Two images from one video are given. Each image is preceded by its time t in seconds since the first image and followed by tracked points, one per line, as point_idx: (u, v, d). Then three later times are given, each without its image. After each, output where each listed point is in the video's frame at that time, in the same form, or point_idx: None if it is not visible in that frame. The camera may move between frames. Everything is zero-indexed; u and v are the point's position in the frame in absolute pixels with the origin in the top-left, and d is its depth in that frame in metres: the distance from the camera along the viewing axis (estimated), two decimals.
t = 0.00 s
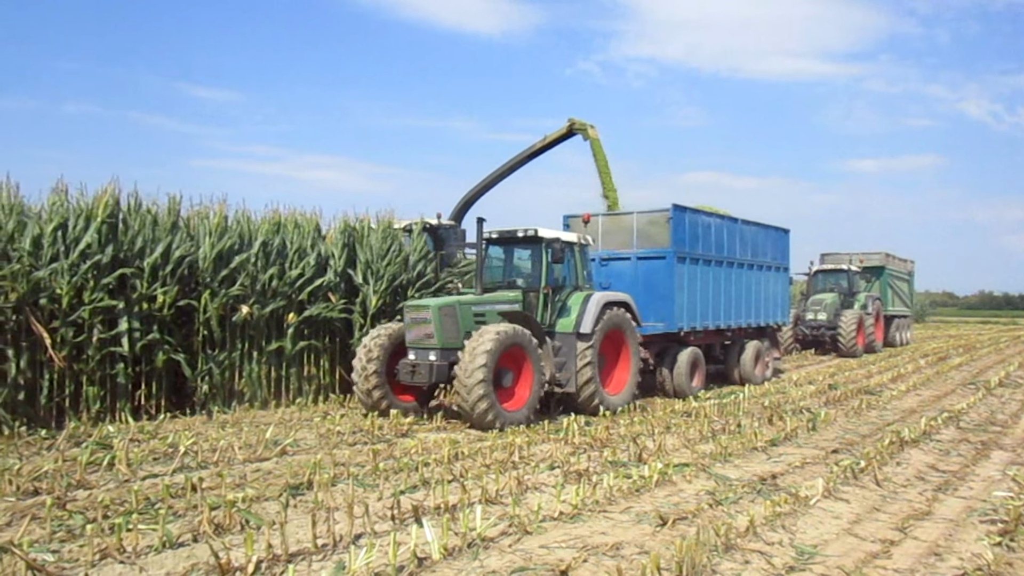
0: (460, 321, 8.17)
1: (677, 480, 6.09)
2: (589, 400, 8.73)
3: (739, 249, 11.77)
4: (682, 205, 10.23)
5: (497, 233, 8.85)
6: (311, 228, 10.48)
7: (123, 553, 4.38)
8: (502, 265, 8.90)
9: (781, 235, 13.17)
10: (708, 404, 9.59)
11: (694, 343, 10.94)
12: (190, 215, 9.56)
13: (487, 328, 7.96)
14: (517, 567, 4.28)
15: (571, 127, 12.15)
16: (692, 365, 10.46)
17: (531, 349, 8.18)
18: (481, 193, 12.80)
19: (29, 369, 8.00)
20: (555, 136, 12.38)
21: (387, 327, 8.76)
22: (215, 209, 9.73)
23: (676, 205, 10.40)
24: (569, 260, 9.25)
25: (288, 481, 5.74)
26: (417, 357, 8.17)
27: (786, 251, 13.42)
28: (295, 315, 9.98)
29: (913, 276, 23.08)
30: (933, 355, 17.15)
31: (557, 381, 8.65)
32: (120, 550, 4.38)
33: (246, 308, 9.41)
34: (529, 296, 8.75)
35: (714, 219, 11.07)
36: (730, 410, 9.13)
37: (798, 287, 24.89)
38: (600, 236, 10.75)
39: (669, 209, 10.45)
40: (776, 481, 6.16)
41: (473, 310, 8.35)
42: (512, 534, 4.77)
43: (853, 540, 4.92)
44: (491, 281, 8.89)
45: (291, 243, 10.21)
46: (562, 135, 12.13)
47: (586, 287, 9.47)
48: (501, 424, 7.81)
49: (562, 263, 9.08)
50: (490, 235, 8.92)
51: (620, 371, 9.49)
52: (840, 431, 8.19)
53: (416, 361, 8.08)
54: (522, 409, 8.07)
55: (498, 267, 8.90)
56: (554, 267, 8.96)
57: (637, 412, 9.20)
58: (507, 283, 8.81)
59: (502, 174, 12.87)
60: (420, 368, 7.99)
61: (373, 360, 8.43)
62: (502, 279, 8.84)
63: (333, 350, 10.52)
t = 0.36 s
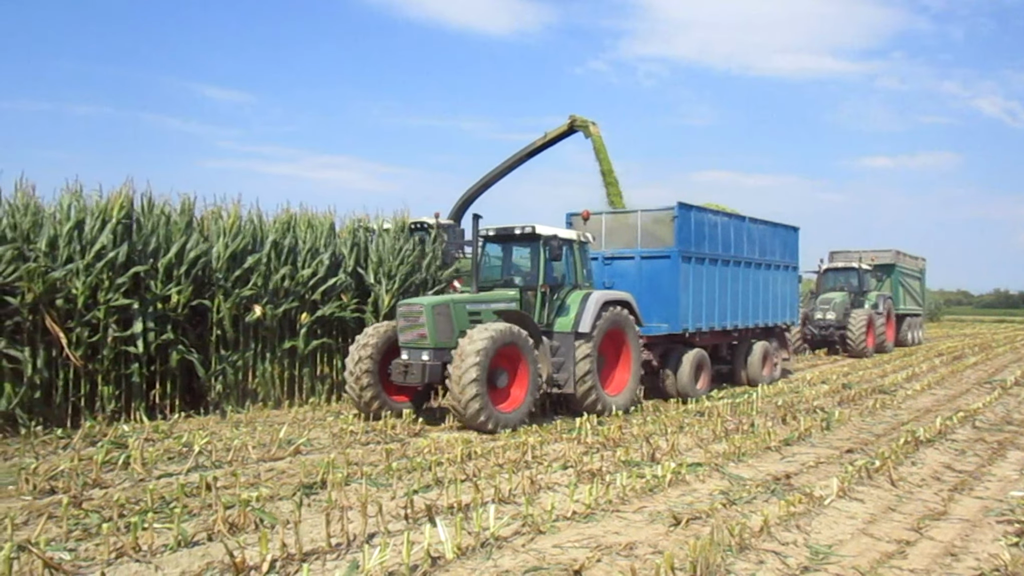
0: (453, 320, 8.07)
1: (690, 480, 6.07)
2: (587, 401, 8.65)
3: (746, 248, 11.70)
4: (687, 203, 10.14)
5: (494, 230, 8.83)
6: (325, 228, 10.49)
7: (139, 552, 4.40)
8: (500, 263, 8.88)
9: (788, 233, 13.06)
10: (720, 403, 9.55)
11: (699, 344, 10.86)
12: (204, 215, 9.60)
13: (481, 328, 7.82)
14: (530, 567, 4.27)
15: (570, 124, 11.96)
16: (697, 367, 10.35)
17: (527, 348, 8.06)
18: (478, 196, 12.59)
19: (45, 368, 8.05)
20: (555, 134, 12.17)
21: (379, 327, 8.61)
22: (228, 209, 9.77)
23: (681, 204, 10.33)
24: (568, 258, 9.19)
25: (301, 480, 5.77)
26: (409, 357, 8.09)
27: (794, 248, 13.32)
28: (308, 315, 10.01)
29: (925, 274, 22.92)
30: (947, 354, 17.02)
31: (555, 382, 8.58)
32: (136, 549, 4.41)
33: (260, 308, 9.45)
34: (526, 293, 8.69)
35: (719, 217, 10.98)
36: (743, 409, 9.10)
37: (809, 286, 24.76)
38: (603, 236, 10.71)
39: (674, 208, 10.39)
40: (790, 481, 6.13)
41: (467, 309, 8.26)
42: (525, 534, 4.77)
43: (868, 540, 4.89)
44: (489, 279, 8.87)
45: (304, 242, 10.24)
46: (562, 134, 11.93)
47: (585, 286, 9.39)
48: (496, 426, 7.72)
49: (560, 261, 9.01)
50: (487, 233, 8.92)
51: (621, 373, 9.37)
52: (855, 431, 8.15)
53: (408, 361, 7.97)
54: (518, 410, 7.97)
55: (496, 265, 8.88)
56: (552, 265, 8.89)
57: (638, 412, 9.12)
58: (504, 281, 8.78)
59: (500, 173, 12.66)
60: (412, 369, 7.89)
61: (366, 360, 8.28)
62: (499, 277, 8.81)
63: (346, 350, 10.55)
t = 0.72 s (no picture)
0: (445, 319, 7.97)
1: (702, 480, 6.06)
2: (585, 402, 8.53)
3: (751, 247, 11.64)
4: (688, 204, 10.04)
5: (489, 228, 8.73)
6: (337, 227, 10.52)
7: (153, 549, 4.42)
8: (495, 261, 8.76)
9: (795, 231, 12.95)
10: (732, 403, 9.53)
11: (703, 345, 10.79)
12: (217, 214, 9.65)
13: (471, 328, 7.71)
14: (542, 567, 4.26)
15: (569, 118, 11.40)
16: (699, 371, 10.27)
17: (520, 349, 7.95)
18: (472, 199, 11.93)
19: (59, 366, 8.10)
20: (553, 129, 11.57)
21: (369, 327, 8.57)
22: (241, 208, 9.80)
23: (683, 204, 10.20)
24: (564, 256, 9.07)
25: (313, 478, 5.78)
26: (401, 358, 8.00)
27: (801, 246, 13.20)
28: (320, 314, 10.05)
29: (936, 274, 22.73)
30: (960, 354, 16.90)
31: (552, 383, 8.46)
32: (150, 546, 4.43)
33: (273, 307, 9.48)
34: (522, 292, 8.57)
35: (722, 218, 10.88)
36: (756, 410, 9.07)
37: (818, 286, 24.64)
38: (603, 236, 10.56)
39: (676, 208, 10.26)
40: (803, 482, 6.10)
41: (460, 308, 8.15)
42: (536, 533, 4.77)
43: (882, 541, 4.86)
44: (484, 277, 8.73)
45: (316, 240, 10.27)
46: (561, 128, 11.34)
47: (581, 285, 9.28)
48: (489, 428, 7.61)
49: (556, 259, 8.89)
50: (483, 230, 8.81)
51: (620, 373, 9.27)
52: (868, 432, 8.10)
53: (399, 361, 7.89)
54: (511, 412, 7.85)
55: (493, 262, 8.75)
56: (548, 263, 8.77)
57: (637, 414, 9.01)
58: (499, 280, 8.67)
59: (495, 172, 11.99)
60: (403, 369, 7.81)
61: (357, 358, 8.21)
62: (494, 276, 8.70)
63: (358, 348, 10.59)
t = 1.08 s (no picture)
0: (437, 318, 7.88)
1: (718, 480, 6.03)
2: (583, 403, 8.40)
3: (758, 245, 11.57)
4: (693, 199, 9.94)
5: (486, 224, 8.58)
6: (351, 227, 10.56)
7: (170, 548, 4.45)
8: (493, 259, 8.64)
9: (803, 229, 12.84)
10: (748, 403, 9.49)
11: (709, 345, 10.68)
12: (232, 215, 9.70)
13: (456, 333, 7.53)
14: (557, 567, 4.26)
15: (574, 111, 10.89)
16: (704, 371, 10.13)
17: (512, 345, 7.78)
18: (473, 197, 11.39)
19: (77, 366, 8.15)
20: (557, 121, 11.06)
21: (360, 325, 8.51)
22: (256, 208, 9.85)
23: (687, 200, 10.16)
24: (563, 254, 8.93)
25: (329, 477, 5.80)
26: (392, 358, 7.89)
27: (810, 245, 13.09)
28: (334, 314, 10.10)
29: (951, 273, 22.53)
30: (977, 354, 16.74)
31: (549, 384, 8.34)
32: (167, 545, 4.46)
33: (287, 307, 9.52)
34: (520, 291, 8.43)
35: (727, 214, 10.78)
36: (771, 409, 9.03)
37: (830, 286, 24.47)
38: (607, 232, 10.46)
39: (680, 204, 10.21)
40: (819, 482, 6.06)
41: (452, 307, 8.05)
42: (551, 533, 4.76)
43: (900, 542, 4.83)
44: (480, 275, 8.65)
45: (331, 240, 10.30)
46: (565, 122, 10.84)
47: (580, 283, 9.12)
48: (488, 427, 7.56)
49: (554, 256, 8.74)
50: (479, 228, 8.67)
51: (621, 375, 9.11)
52: (884, 432, 8.04)
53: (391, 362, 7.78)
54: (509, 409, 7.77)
55: (491, 259, 8.63)
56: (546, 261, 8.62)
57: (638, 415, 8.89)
58: (497, 279, 8.54)
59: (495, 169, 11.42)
60: (394, 370, 7.70)
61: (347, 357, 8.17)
62: (492, 274, 8.58)
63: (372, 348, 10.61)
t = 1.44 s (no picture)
0: (429, 317, 7.79)
1: (731, 481, 6.01)
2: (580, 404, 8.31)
3: (764, 244, 11.48)
4: (696, 195, 9.85)
5: (482, 222, 8.47)
6: (364, 226, 10.62)
7: (184, 545, 4.47)
8: (488, 257, 8.52)
9: (810, 228, 12.74)
10: (761, 403, 9.47)
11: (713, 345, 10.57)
12: (245, 214, 9.74)
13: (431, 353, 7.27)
14: (570, 567, 4.25)
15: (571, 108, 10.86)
16: (708, 371, 10.05)
17: (494, 340, 7.54)
18: (471, 197, 11.22)
19: (92, 364, 8.20)
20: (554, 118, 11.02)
21: (350, 326, 8.31)
22: (268, 207, 9.89)
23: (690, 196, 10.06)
24: (560, 252, 8.80)
25: (341, 476, 5.82)
26: (384, 358, 7.78)
27: (817, 245, 12.99)
28: (347, 314, 10.14)
29: (963, 274, 22.36)
30: (991, 355, 16.61)
31: (545, 384, 8.25)
32: (181, 542, 4.48)
33: (300, 306, 9.56)
34: (516, 290, 8.35)
35: (731, 211, 10.69)
36: (784, 410, 9.00)
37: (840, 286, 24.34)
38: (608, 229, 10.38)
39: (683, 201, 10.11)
40: (832, 484, 6.02)
41: (445, 305, 7.95)
42: (564, 533, 4.76)
43: (915, 544, 4.80)
44: (475, 273, 8.55)
45: (344, 239, 10.33)
46: (563, 117, 10.80)
47: (579, 281, 9.00)
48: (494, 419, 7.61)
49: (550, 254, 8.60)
50: (475, 225, 8.56)
51: (620, 375, 9.02)
52: (899, 434, 8.00)
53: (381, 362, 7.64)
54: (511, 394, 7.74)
55: (487, 257, 8.52)
56: (542, 259, 8.50)
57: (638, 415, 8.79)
58: (493, 277, 8.45)
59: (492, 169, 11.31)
60: (384, 370, 7.57)
61: (338, 360, 7.99)
62: (489, 273, 8.48)
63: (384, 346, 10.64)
